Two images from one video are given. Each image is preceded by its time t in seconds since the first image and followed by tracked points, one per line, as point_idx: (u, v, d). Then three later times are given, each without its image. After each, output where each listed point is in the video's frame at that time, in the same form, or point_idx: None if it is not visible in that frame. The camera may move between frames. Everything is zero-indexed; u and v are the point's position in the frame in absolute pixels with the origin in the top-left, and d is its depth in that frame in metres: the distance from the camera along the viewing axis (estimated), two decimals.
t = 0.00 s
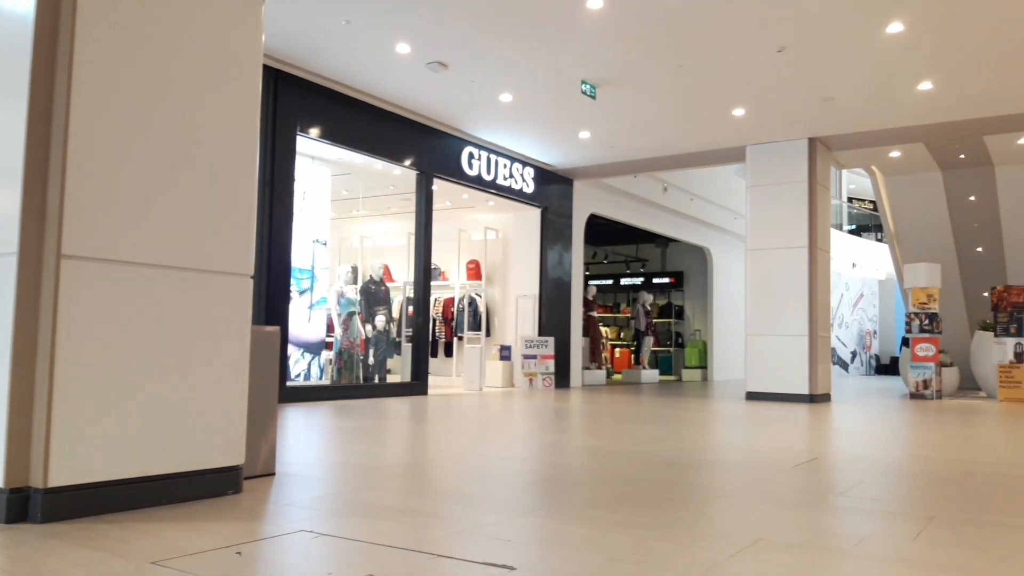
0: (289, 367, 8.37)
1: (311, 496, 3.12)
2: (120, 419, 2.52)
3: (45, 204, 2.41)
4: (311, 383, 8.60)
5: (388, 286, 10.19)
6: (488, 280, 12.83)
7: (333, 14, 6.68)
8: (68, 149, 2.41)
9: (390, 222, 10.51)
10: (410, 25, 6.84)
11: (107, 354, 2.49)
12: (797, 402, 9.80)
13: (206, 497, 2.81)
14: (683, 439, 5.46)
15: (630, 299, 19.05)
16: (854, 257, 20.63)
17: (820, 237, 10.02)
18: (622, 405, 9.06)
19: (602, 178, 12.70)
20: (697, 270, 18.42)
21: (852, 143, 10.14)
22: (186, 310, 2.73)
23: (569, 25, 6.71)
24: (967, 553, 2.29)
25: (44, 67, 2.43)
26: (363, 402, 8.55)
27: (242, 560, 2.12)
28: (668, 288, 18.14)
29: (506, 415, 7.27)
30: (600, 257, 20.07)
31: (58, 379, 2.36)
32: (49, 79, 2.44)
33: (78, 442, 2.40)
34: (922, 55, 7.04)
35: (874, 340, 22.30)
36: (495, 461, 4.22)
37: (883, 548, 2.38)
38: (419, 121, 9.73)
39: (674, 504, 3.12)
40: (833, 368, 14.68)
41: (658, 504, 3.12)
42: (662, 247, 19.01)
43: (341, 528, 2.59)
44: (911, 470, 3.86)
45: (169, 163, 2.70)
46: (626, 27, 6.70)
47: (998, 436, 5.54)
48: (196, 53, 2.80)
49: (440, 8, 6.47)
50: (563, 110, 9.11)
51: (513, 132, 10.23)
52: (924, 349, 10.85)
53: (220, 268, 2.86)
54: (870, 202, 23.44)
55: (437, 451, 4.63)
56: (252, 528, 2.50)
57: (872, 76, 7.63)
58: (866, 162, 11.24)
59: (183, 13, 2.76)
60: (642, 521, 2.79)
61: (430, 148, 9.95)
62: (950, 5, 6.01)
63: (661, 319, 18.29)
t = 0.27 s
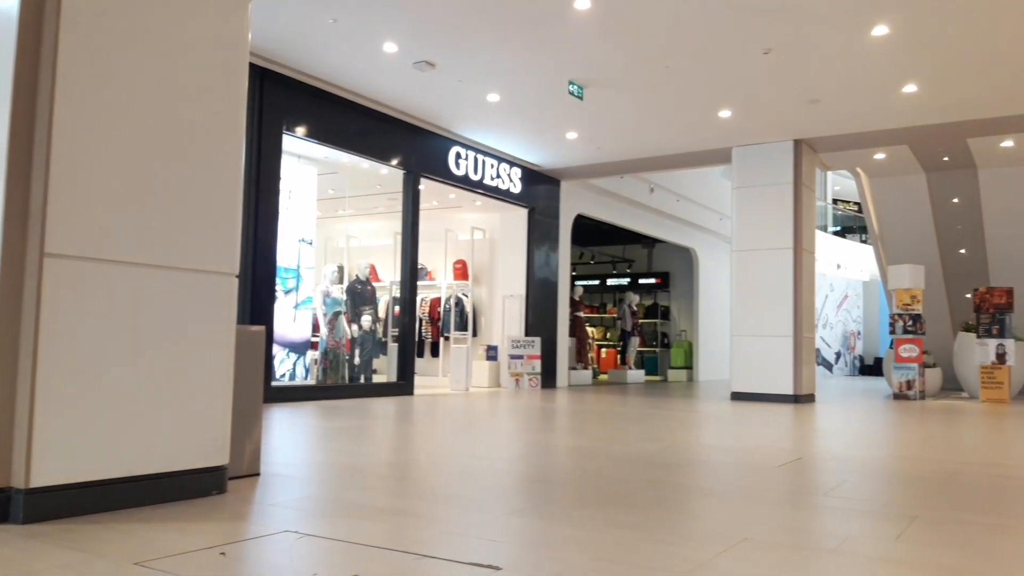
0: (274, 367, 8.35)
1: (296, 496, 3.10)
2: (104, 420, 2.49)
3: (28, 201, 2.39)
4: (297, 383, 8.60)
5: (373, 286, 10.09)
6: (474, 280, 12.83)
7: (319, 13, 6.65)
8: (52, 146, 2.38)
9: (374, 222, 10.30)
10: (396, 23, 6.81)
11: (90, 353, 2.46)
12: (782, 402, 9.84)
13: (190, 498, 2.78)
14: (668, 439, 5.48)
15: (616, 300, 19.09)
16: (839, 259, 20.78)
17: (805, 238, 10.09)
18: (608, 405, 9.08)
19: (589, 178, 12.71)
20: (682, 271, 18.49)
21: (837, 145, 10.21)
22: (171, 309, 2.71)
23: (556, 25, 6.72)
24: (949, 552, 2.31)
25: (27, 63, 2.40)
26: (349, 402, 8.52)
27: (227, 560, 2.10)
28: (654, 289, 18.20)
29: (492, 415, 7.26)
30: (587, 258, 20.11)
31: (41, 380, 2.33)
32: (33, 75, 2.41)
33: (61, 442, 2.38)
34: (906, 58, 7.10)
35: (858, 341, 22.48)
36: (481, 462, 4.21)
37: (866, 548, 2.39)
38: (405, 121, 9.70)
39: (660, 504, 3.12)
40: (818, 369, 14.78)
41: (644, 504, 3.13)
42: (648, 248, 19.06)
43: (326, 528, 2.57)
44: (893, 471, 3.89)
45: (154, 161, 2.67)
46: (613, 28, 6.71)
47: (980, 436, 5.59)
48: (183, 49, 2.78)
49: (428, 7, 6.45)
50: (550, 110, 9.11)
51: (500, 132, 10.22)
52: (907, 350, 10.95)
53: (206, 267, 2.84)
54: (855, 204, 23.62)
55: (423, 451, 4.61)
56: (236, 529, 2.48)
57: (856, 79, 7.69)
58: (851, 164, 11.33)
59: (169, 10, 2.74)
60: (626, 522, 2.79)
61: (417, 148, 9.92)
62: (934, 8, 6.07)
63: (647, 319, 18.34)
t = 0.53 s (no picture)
0: (260, 371, 8.29)
1: (283, 501, 3.07)
2: (88, 425, 2.46)
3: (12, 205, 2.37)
4: (283, 387, 8.54)
5: (361, 289, 10.15)
6: (462, 283, 12.82)
7: (306, 15, 6.62)
8: (35, 149, 2.36)
9: (362, 225, 10.42)
10: (383, 26, 6.80)
11: (74, 358, 2.43)
12: (768, 405, 9.88)
13: (176, 502, 2.75)
14: (656, 441, 5.48)
15: (603, 302, 19.11)
16: (825, 261, 20.91)
17: (791, 240, 10.14)
18: (595, 407, 9.08)
19: (577, 181, 12.71)
20: (669, 274, 18.56)
21: (823, 148, 10.28)
22: (156, 313, 2.68)
23: (543, 29, 6.73)
24: (934, 554, 2.31)
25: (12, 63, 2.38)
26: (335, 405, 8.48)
27: (212, 566, 2.07)
28: (641, 292, 18.24)
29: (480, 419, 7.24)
30: (575, 260, 20.14)
31: (25, 382, 2.31)
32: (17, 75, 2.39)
33: (44, 447, 2.35)
34: (890, 62, 7.16)
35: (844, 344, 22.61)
36: (470, 465, 4.19)
37: (850, 550, 2.40)
38: (393, 123, 9.67)
39: (648, 508, 3.12)
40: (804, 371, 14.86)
41: (631, 507, 3.13)
42: (636, 251, 19.11)
43: (312, 533, 2.55)
44: (880, 472, 3.91)
45: (140, 163, 2.65)
46: (600, 31, 6.73)
47: (966, 437, 5.63)
48: (169, 51, 2.76)
49: (414, 10, 6.44)
50: (538, 113, 9.11)
51: (488, 135, 10.21)
52: (893, 352, 11.03)
53: (192, 271, 2.81)
54: (840, 207, 23.80)
55: (410, 455, 4.60)
56: (222, 534, 2.46)
57: (841, 83, 7.75)
58: (837, 167, 11.41)
59: (155, 11, 2.72)
60: (614, 525, 2.78)
61: (404, 150, 9.89)
62: (918, 14, 6.13)
63: (634, 322, 18.38)
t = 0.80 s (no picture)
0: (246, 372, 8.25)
1: (268, 503, 3.05)
2: (70, 427, 2.43)
3: None
4: (269, 389, 8.50)
5: (347, 290, 9.99)
6: (449, 283, 12.80)
7: (291, 15, 6.58)
8: (15, 149, 2.33)
9: (348, 225, 10.12)
10: (368, 27, 6.78)
11: (56, 360, 2.40)
12: (754, 405, 9.93)
13: (161, 505, 2.71)
14: (642, 441, 5.50)
15: (590, 303, 19.14)
16: (809, 262, 21.07)
17: (776, 241, 10.20)
18: (582, 407, 9.10)
19: (563, 182, 12.72)
20: (656, 274, 18.62)
21: (807, 149, 10.36)
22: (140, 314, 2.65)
23: (529, 30, 6.73)
24: (917, 552, 2.33)
25: None
26: (321, 407, 8.44)
27: (196, 569, 2.05)
28: (628, 292, 18.28)
29: (467, 420, 7.24)
30: (561, 261, 20.11)
31: (6, 385, 2.28)
32: None
33: (25, 450, 2.32)
34: (874, 64, 7.22)
35: (828, 343, 22.79)
36: (457, 467, 4.18)
37: (835, 549, 2.41)
38: (379, 124, 9.65)
39: (635, 508, 3.12)
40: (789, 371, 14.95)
41: (619, 507, 3.13)
42: (622, 252, 19.15)
43: (297, 535, 2.53)
44: (864, 472, 3.94)
45: (123, 163, 2.62)
46: (586, 33, 6.74)
47: (949, 437, 5.68)
48: (152, 50, 2.73)
49: (400, 11, 6.42)
50: (524, 114, 9.12)
51: (474, 136, 10.21)
52: (877, 352, 11.14)
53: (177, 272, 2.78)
54: (824, 208, 23.99)
55: (397, 456, 4.59)
56: (207, 536, 2.43)
57: (826, 84, 7.81)
58: (821, 169, 11.50)
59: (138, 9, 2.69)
60: (600, 525, 2.78)
61: (390, 151, 9.86)
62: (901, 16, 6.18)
63: (621, 322, 18.41)
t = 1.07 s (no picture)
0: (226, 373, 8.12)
1: (249, 504, 3.02)
2: (45, 428, 2.39)
3: None
4: (249, 390, 8.39)
5: (329, 290, 10.10)
6: (432, 284, 12.78)
7: (273, 14, 6.53)
8: None
9: (330, 225, 10.26)
10: (350, 26, 6.75)
11: (31, 359, 2.36)
12: (735, 404, 9.99)
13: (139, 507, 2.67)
14: (625, 442, 5.51)
15: (573, 303, 19.12)
16: (790, 263, 21.24)
17: (757, 242, 10.27)
18: (565, 408, 9.11)
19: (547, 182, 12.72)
20: (639, 275, 18.67)
21: (788, 151, 10.44)
22: (118, 312, 2.61)
23: (513, 30, 6.72)
24: (897, 551, 2.34)
25: None
26: (303, 408, 8.39)
27: (175, 571, 2.02)
28: (610, 293, 18.32)
29: (449, 420, 7.21)
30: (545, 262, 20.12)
31: None
32: None
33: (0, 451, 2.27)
34: (854, 67, 7.29)
35: (809, 344, 22.98)
36: (439, 467, 4.17)
37: (816, 548, 2.42)
38: (362, 124, 9.60)
39: (618, 508, 3.12)
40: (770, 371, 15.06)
41: (602, 507, 3.14)
42: (605, 252, 19.20)
43: (278, 536, 2.50)
44: (844, 471, 3.96)
45: (100, 161, 2.58)
46: (570, 33, 6.75)
47: (928, 436, 5.74)
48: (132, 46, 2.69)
49: (382, 10, 6.40)
50: (507, 114, 9.12)
51: (457, 136, 10.18)
52: (857, 352, 11.26)
53: (155, 271, 2.74)
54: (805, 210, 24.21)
55: (379, 457, 4.56)
56: (186, 539, 2.40)
57: (807, 87, 7.88)
58: (802, 170, 11.59)
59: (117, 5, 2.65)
60: (582, 526, 2.77)
61: (373, 151, 9.82)
62: (880, 19, 6.24)
63: (604, 323, 18.43)
